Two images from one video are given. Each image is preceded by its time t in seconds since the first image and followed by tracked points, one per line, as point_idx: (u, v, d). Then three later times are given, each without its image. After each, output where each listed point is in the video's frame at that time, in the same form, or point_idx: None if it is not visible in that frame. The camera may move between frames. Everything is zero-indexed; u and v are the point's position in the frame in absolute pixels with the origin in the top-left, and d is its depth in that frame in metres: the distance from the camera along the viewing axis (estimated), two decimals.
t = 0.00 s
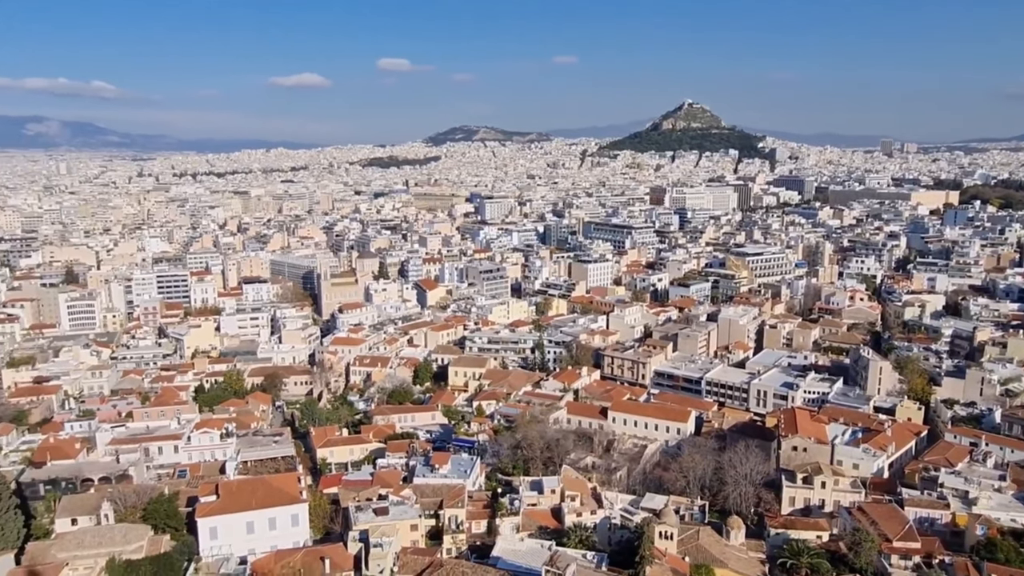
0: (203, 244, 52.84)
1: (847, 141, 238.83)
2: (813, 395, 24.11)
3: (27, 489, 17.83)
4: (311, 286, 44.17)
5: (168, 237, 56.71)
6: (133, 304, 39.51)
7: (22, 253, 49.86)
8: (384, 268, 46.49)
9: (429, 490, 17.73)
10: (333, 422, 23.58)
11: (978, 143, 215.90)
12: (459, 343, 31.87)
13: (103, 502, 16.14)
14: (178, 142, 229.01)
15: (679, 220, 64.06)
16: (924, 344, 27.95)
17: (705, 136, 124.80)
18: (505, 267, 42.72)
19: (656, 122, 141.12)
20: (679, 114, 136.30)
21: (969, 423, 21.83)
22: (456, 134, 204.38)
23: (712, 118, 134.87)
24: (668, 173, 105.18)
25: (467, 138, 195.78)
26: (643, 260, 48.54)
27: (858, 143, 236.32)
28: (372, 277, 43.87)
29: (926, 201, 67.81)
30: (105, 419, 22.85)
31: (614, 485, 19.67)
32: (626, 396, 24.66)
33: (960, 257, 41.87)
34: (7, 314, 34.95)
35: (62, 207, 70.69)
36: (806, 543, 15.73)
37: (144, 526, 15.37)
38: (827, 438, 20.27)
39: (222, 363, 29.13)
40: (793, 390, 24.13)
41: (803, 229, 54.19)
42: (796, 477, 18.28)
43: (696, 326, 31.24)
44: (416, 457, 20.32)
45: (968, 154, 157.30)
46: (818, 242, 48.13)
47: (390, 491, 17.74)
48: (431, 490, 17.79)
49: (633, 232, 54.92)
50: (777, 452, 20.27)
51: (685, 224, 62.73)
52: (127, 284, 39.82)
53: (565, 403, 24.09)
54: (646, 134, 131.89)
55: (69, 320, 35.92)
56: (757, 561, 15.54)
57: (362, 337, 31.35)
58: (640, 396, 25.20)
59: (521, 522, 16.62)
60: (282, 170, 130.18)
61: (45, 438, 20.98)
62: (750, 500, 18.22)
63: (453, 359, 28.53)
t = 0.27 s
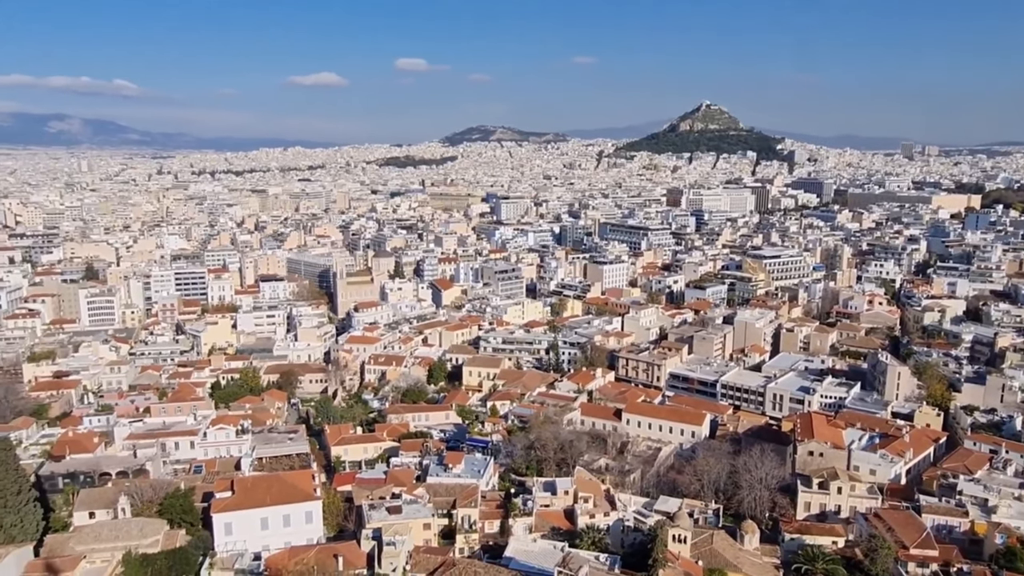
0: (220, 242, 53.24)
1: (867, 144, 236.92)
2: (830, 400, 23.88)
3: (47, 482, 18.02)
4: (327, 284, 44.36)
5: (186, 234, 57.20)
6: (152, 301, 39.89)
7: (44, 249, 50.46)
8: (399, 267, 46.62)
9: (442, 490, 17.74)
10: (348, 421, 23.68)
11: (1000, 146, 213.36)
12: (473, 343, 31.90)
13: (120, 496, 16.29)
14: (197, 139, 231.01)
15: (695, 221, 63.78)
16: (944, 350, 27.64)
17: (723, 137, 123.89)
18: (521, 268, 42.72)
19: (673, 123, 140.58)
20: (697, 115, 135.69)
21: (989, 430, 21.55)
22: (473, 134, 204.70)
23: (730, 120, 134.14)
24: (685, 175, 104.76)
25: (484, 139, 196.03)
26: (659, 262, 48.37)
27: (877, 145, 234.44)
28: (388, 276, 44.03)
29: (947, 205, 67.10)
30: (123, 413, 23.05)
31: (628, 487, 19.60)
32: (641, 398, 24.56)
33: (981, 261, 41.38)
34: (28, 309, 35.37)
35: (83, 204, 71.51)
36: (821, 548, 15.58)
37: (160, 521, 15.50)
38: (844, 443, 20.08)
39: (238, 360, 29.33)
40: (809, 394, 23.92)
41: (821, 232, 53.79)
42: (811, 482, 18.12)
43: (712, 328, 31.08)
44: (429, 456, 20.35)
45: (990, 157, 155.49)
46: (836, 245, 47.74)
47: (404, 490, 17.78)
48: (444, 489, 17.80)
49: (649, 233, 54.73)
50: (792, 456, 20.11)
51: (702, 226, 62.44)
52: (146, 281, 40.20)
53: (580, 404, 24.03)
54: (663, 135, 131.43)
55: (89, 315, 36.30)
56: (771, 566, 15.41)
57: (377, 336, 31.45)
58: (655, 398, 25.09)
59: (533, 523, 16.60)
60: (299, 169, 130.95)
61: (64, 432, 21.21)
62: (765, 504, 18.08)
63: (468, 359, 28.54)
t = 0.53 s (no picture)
0: (232, 240, 53.49)
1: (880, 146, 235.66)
2: (841, 403, 23.75)
3: (59, 477, 18.20)
4: (337, 282, 44.48)
5: (198, 232, 57.51)
6: (164, 298, 40.15)
7: (58, 246, 50.84)
8: (409, 267, 46.70)
9: (451, 489, 17.76)
10: (357, 419, 23.74)
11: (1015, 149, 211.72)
12: (483, 343, 31.91)
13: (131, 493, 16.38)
14: (209, 138, 232.28)
15: (706, 223, 63.59)
16: (956, 354, 27.45)
17: (735, 139, 123.07)
18: (530, 268, 42.72)
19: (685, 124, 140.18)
20: (708, 116, 135.22)
21: (1002, 435, 21.38)
22: (484, 134, 204.85)
23: (742, 121, 133.61)
24: (696, 176, 104.46)
25: (495, 139, 196.21)
26: (669, 263, 48.26)
27: (891, 147, 233.18)
28: (398, 275, 44.12)
29: (962, 208, 66.65)
30: (134, 410, 23.21)
31: (636, 489, 19.56)
32: (650, 400, 24.51)
33: (995, 265, 41.06)
34: (42, 306, 35.66)
35: (96, 201, 72.03)
36: (831, 553, 15.49)
37: (170, 517, 15.59)
38: (855, 446, 19.97)
39: (249, 358, 29.46)
40: (820, 397, 23.79)
41: (833, 234, 53.51)
42: (821, 486, 18.03)
43: (722, 330, 30.97)
44: (438, 456, 20.37)
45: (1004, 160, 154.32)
46: (848, 248, 47.48)
47: (412, 489, 17.80)
48: (453, 489, 17.82)
49: (660, 234, 54.61)
50: (802, 459, 20.02)
51: (713, 228, 62.23)
52: (158, 278, 40.44)
53: (589, 406, 24.00)
54: (674, 136, 131.10)
55: (101, 312, 36.55)
56: (779, 570, 15.34)
57: (387, 335, 31.52)
58: (664, 400, 25.03)
59: (542, 523, 16.58)
60: (311, 168, 131.42)
61: (77, 428, 21.38)
62: (774, 508, 18.00)
63: (477, 359, 28.55)
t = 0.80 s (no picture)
0: (236, 239, 53.59)
1: (885, 148, 235.19)
2: (846, 406, 23.67)
3: (63, 474, 18.27)
4: (341, 282, 44.51)
5: (203, 231, 57.59)
6: (169, 297, 40.23)
7: (63, 244, 50.97)
8: (414, 267, 46.73)
9: (454, 489, 17.76)
10: (361, 419, 23.76)
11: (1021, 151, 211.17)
12: (486, 343, 31.91)
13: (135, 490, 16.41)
14: (214, 137, 232.78)
15: (711, 224, 63.49)
16: (962, 357, 27.36)
17: (740, 140, 122.97)
18: (535, 269, 42.71)
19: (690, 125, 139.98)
20: (713, 118, 135.01)
21: (1007, 439, 21.29)
22: (489, 134, 204.90)
23: (747, 122, 133.37)
24: (701, 178, 104.33)
25: (500, 139, 196.37)
26: (674, 264, 48.19)
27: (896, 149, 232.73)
28: (402, 275, 44.14)
29: (968, 210, 66.48)
30: (139, 408, 23.27)
31: (640, 490, 19.53)
32: (654, 401, 24.48)
33: (1001, 267, 40.93)
34: (47, 304, 35.76)
35: (102, 200, 72.23)
36: (835, 555, 15.45)
37: (174, 515, 15.62)
38: (859, 449, 19.91)
39: (253, 357, 29.49)
40: (824, 400, 23.72)
41: (838, 236, 53.37)
42: (826, 488, 17.98)
43: (726, 332, 30.92)
44: (441, 456, 20.37)
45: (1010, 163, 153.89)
46: (853, 250, 47.36)
47: (416, 489, 17.81)
48: (456, 489, 17.81)
49: (664, 235, 54.53)
50: (806, 462, 19.97)
51: (718, 229, 62.13)
52: (163, 277, 40.53)
53: (592, 407, 23.97)
54: (679, 137, 130.96)
55: (106, 310, 36.65)
56: (783, 573, 15.29)
57: (391, 335, 31.53)
58: (668, 401, 24.99)
59: (545, 524, 16.58)
60: (316, 168, 131.56)
61: (81, 426, 21.42)
62: (778, 510, 17.96)
63: (481, 359, 28.55)
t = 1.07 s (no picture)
0: (241, 239, 53.68)
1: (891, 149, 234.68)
2: (850, 407, 23.61)
3: (68, 473, 18.31)
4: (346, 281, 44.57)
5: (208, 230, 57.69)
6: (174, 296, 40.32)
7: (69, 243, 51.12)
8: (418, 267, 46.76)
9: (458, 489, 17.76)
10: (365, 418, 23.78)
11: None
12: (490, 343, 31.91)
13: (140, 489, 16.45)
14: (219, 137, 233.33)
15: (716, 225, 63.39)
16: (967, 359, 27.28)
17: (745, 140, 122.76)
18: (539, 269, 42.70)
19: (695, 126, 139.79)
20: (718, 118, 134.78)
21: (1013, 441, 21.22)
22: (493, 134, 204.97)
23: (752, 122, 133.11)
24: (705, 178, 104.20)
25: (504, 139, 196.49)
26: (678, 265, 48.14)
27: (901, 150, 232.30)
28: (407, 275, 44.18)
29: (974, 211, 66.30)
30: (144, 407, 23.33)
31: (643, 491, 19.51)
32: (658, 402, 24.46)
33: (1008, 269, 40.77)
34: (53, 302, 35.87)
35: (108, 199, 72.43)
36: (839, 557, 15.41)
37: (179, 514, 15.63)
38: (864, 451, 19.86)
39: (257, 356, 29.54)
40: (829, 401, 23.67)
41: (843, 237, 53.24)
42: (830, 490, 17.94)
43: (730, 333, 30.87)
44: (445, 456, 20.38)
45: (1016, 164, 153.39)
46: (859, 251, 47.25)
47: (419, 488, 17.81)
48: (460, 489, 17.82)
49: (669, 236, 54.46)
50: (811, 463, 19.92)
51: (722, 230, 62.04)
52: (168, 276, 40.62)
53: (596, 407, 23.96)
54: (684, 138, 130.78)
55: (112, 309, 36.75)
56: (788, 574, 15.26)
57: (395, 334, 31.56)
58: (672, 402, 24.97)
59: (549, 524, 16.58)
60: (320, 167, 131.71)
61: (87, 424, 21.48)
62: (782, 511, 17.93)
63: (485, 359, 28.56)
